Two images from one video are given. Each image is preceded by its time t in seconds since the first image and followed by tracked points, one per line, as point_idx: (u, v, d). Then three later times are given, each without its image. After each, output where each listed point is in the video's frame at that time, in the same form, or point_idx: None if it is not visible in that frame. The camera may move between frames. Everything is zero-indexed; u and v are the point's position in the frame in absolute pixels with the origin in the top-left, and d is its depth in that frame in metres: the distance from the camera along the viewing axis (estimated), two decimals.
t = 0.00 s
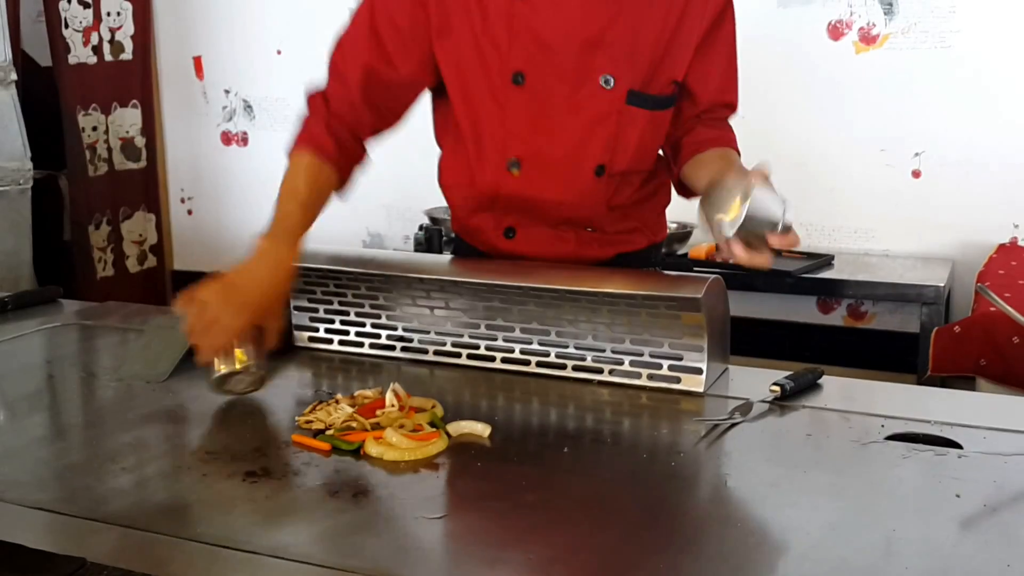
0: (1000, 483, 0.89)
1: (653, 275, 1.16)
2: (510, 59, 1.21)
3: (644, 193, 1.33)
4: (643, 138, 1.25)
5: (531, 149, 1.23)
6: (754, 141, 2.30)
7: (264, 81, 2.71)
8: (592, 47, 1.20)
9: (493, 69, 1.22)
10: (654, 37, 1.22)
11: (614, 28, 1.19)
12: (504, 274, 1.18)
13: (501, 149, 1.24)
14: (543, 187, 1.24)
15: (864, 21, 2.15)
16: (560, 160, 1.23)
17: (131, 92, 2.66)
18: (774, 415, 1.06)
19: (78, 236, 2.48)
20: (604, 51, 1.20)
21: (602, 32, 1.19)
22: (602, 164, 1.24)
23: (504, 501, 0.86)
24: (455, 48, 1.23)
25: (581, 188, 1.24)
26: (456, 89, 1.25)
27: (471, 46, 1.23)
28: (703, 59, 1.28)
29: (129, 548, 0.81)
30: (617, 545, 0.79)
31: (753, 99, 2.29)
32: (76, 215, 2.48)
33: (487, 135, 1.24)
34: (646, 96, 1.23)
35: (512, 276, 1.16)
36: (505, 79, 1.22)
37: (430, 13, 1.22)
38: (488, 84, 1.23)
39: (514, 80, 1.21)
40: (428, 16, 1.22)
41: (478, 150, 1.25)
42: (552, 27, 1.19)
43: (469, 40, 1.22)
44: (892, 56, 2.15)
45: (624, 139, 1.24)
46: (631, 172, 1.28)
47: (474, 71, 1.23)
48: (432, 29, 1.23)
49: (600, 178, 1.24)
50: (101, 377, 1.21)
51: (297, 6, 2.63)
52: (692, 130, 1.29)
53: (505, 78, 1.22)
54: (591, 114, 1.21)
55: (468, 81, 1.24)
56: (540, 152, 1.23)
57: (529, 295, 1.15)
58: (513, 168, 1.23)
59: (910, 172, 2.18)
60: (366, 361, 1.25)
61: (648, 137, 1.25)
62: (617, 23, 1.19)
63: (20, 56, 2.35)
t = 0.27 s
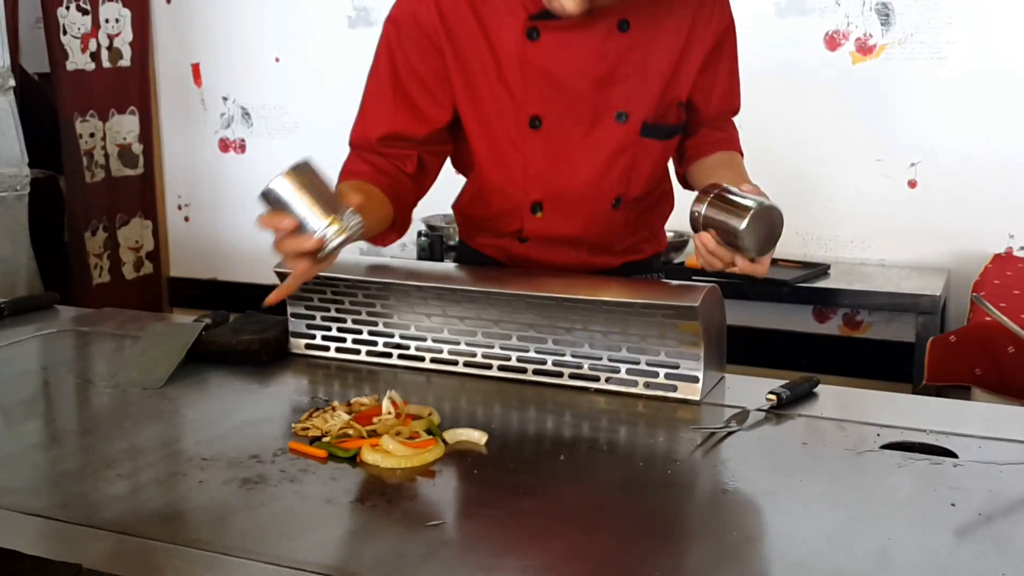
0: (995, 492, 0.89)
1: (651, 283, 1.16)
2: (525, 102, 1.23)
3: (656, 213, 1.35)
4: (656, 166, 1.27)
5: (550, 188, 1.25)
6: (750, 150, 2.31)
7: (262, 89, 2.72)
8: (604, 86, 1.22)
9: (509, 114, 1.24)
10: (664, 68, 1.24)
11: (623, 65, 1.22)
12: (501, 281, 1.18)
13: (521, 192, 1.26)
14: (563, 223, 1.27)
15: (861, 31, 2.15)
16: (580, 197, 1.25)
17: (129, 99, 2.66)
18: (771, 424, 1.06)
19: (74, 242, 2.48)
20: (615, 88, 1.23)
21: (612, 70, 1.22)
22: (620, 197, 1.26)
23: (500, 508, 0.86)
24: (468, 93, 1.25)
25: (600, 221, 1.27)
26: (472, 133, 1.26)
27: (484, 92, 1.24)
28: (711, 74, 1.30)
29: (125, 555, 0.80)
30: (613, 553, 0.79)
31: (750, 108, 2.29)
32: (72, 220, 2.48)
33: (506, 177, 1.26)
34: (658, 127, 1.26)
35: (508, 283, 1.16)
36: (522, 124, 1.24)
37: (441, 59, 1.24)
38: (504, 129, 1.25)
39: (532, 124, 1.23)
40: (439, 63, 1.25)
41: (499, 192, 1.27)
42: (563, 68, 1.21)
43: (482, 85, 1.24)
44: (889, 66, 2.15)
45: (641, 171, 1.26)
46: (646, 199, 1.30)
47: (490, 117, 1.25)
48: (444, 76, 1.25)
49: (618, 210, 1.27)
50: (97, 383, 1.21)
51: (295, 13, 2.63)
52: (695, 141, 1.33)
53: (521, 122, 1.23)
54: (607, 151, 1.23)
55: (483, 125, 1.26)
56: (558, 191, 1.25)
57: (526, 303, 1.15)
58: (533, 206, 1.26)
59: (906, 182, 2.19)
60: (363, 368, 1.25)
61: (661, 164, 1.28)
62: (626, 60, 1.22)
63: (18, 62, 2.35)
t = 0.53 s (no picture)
0: (989, 496, 0.89)
1: (645, 286, 1.16)
2: (540, 127, 1.25)
3: (672, 227, 1.37)
4: (670, 189, 1.29)
5: (563, 211, 1.28)
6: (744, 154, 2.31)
7: (256, 92, 2.72)
8: (619, 113, 1.23)
9: (524, 137, 1.26)
10: (683, 95, 1.23)
11: (640, 92, 1.22)
12: (496, 284, 1.18)
13: (534, 212, 1.29)
14: (576, 243, 1.30)
15: (854, 36, 2.16)
16: (591, 220, 1.27)
17: (122, 101, 2.66)
18: (765, 427, 1.06)
19: (67, 245, 2.48)
20: (631, 114, 1.24)
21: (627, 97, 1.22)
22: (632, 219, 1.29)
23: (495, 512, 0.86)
24: (484, 113, 1.27)
25: (611, 240, 1.30)
26: (487, 152, 1.29)
27: (500, 113, 1.26)
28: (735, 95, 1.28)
29: (119, 559, 0.80)
30: (608, 557, 0.79)
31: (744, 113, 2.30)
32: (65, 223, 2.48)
33: (519, 197, 1.29)
34: (675, 153, 1.26)
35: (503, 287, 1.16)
36: (537, 146, 1.26)
37: (457, 79, 1.26)
38: (519, 151, 1.27)
39: (546, 147, 1.25)
40: (456, 81, 1.26)
41: (513, 210, 1.30)
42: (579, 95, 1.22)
43: (498, 106, 1.26)
44: (882, 71, 2.16)
45: (655, 195, 1.28)
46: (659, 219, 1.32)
47: (505, 138, 1.27)
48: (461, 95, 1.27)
49: (629, 232, 1.30)
50: (90, 386, 1.20)
51: (290, 16, 2.63)
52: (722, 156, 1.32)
53: (536, 145, 1.26)
54: (620, 178, 1.25)
55: (498, 145, 1.28)
56: (570, 214, 1.27)
57: (521, 306, 1.16)
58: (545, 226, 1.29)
59: (900, 186, 2.19)
60: (357, 372, 1.25)
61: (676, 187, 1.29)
62: (642, 87, 1.22)
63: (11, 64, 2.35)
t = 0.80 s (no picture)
0: (986, 494, 0.89)
1: (643, 285, 1.16)
2: (556, 136, 1.27)
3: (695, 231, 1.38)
4: (689, 201, 1.30)
5: (578, 218, 1.30)
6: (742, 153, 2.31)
7: (255, 92, 2.71)
8: (635, 125, 1.25)
9: (539, 145, 1.28)
10: (703, 108, 1.23)
11: (657, 104, 1.23)
12: (493, 283, 1.18)
13: (550, 218, 1.32)
14: (591, 248, 1.33)
15: (852, 35, 2.16)
16: (606, 227, 1.30)
17: (120, 101, 2.65)
18: (763, 426, 1.06)
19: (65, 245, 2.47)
20: (648, 126, 1.25)
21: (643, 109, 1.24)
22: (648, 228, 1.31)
23: (490, 511, 0.86)
24: (500, 120, 1.29)
25: (627, 247, 1.32)
26: (504, 158, 1.31)
27: (516, 120, 1.29)
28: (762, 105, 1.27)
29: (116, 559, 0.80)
30: (607, 556, 0.79)
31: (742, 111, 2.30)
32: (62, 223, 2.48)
33: (536, 203, 1.32)
34: (694, 166, 1.27)
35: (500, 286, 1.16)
36: (553, 154, 1.28)
37: (474, 86, 1.29)
38: (536, 158, 1.29)
39: (561, 156, 1.28)
40: (474, 87, 1.29)
41: (530, 216, 1.33)
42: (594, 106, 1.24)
43: (514, 113, 1.28)
44: (880, 69, 2.16)
45: (672, 205, 1.29)
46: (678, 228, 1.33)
47: (522, 145, 1.30)
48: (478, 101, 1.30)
49: (645, 240, 1.32)
50: (88, 386, 1.20)
51: (288, 16, 2.63)
52: (752, 160, 1.29)
53: (552, 153, 1.28)
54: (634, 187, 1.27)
55: (515, 152, 1.31)
56: (584, 221, 1.30)
57: (518, 305, 1.15)
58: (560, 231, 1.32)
59: (898, 185, 2.19)
60: (355, 371, 1.25)
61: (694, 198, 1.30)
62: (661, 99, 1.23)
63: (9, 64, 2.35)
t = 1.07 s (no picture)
0: (981, 496, 0.90)
1: (640, 288, 1.16)
2: (566, 147, 1.24)
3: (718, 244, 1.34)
4: (704, 215, 1.27)
5: (590, 230, 1.28)
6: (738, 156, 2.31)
7: (251, 94, 2.71)
8: (649, 137, 1.22)
9: (550, 156, 1.26)
10: (718, 121, 1.20)
11: (671, 116, 1.20)
12: (490, 286, 1.18)
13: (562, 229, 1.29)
14: (604, 260, 1.30)
15: (848, 38, 2.17)
16: (617, 239, 1.27)
17: (116, 103, 2.65)
18: (759, 428, 1.06)
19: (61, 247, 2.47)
20: (661, 138, 1.22)
21: (656, 121, 1.21)
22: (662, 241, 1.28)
23: (486, 514, 0.86)
24: (510, 130, 1.27)
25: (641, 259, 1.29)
26: (515, 168, 1.29)
27: (527, 130, 1.26)
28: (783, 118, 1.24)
29: (111, 561, 0.80)
30: (603, 558, 0.79)
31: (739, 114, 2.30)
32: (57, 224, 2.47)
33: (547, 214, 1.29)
34: (709, 179, 1.23)
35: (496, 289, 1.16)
36: (563, 165, 1.25)
37: (484, 95, 1.26)
38: (548, 169, 1.27)
39: (571, 167, 1.25)
40: (484, 96, 1.26)
41: (540, 227, 1.30)
42: (605, 117, 1.21)
43: (525, 123, 1.26)
44: (876, 73, 2.16)
45: (687, 220, 1.26)
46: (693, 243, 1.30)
47: (532, 156, 1.27)
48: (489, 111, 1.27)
49: (659, 253, 1.29)
50: (83, 388, 1.20)
51: (283, 18, 2.63)
52: (777, 172, 1.26)
53: (563, 165, 1.25)
54: (646, 201, 1.23)
55: (525, 162, 1.28)
56: (595, 233, 1.27)
57: (514, 308, 1.15)
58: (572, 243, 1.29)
59: (894, 188, 2.20)
60: (351, 374, 1.25)
61: (711, 212, 1.27)
62: (675, 110, 1.20)
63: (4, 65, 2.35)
